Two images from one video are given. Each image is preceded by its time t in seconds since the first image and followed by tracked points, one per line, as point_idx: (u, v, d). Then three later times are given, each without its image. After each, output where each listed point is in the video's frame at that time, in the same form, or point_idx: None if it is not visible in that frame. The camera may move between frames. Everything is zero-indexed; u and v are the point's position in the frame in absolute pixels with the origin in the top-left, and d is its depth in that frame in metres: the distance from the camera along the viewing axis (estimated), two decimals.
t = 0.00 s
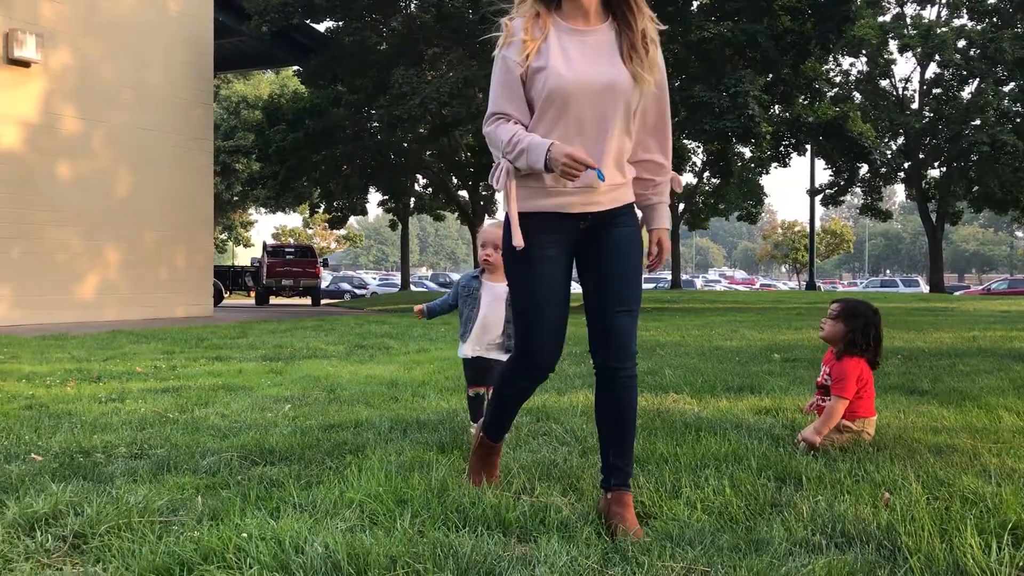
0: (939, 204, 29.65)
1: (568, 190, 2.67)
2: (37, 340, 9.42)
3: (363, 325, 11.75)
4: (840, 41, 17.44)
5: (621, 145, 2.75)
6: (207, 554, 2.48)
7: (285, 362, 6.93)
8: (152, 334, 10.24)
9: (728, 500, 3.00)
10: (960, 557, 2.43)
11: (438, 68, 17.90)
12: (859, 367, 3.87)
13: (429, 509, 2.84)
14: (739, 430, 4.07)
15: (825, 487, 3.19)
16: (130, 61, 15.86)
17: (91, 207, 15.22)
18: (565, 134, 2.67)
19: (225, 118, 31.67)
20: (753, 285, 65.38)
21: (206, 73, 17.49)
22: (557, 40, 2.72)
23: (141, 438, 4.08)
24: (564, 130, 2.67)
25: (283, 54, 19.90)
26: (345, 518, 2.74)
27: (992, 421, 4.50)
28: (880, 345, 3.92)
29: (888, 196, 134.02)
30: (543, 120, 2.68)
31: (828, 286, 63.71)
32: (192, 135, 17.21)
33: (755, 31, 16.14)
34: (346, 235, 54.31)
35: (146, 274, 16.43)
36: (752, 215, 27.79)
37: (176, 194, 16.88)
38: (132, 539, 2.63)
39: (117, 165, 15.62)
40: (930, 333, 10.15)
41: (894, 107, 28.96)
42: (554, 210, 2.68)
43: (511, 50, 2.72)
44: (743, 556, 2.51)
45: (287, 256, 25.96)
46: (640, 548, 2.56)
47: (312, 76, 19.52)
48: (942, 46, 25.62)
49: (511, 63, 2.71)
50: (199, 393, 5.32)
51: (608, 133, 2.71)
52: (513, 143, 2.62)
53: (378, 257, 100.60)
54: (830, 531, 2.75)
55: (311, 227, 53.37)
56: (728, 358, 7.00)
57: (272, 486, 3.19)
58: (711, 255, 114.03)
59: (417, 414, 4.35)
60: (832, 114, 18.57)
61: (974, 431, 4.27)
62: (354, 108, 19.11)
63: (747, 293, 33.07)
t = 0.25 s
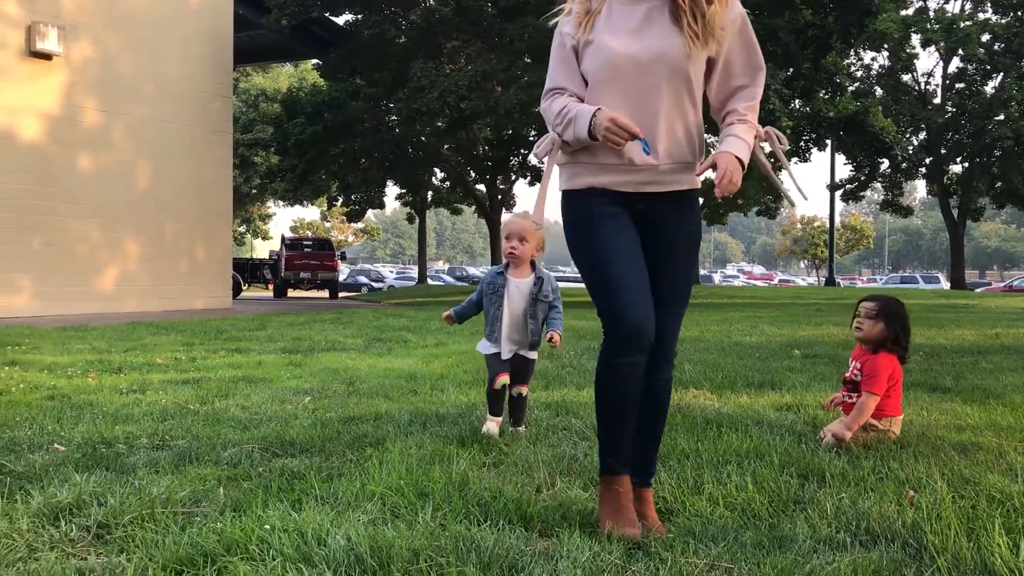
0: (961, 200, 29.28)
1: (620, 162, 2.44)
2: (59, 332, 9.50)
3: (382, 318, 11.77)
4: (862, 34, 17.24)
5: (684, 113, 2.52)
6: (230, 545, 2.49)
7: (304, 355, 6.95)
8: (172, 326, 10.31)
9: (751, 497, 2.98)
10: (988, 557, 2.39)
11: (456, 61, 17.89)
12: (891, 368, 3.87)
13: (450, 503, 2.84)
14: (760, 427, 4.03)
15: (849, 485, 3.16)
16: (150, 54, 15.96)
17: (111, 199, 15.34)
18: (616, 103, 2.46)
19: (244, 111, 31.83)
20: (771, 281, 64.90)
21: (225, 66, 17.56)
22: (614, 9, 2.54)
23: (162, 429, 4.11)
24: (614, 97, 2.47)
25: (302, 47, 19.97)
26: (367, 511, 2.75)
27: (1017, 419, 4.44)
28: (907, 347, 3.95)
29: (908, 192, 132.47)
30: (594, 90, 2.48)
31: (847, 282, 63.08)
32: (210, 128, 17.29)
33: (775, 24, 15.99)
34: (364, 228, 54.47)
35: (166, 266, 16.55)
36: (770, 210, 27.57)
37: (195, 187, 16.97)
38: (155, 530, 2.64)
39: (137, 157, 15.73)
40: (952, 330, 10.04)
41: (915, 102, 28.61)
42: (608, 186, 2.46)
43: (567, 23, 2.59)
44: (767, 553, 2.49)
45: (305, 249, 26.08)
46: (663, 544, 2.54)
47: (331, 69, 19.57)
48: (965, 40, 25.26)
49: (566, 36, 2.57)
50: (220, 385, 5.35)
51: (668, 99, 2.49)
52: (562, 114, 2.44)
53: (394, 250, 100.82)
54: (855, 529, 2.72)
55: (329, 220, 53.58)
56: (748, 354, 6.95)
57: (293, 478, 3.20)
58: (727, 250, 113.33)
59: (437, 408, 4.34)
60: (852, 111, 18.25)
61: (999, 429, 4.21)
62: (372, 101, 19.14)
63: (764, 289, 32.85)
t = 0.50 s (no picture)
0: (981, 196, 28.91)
1: (670, 154, 2.30)
2: (78, 323, 9.57)
3: (397, 313, 11.78)
4: (882, 28, 17.05)
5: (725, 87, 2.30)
6: (250, 538, 2.49)
7: (320, 348, 6.97)
8: (190, 319, 10.36)
9: (773, 494, 2.95)
10: (1013, 556, 2.36)
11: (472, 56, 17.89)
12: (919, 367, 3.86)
13: (469, 498, 2.84)
14: (780, 424, 4.00)
15: (870, 483, 3.12)
16: (167, 49, 16.03)
17: (129, 193, 15.45)
18: (663, 92, 2.35)
19: (260, 105, 31.95)
20: (787, 277, 64.43)
21: (243, 61, 17.62)
22: None
23: (180, 421, 4.13)
24: (662, 86, 2.35)
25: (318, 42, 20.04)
26: (386, 505, 2.76)
27: None
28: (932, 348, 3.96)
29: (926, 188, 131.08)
30: (643, 80, 2.40)
31: (865, 279, 62.44)
32: (227, 122, 17.35)
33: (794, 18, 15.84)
34: (378, 222, 54.57)
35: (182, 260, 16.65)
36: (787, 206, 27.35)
37: (212, 181, 17.05)
38: (176, 523, 2.65)
39: (154, 151, 15.83)
40: (973, 328, 9.91)
41: (935, 97, 28.27)
42: (663, 184, 2.29)
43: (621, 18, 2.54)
44: (789, 551, 2.46)
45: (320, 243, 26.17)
46: (684, 541, 2.53)
47: (347, 63, 19.60)
48: (986, 35, 24.93)
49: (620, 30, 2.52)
50: (237, 378, 5.37)
51: (717, 81, 2.30)
52: (610, 108, 2.41)
53: (408, 245, 101.02)
54: (878, 527, 2.69)
55: (343, 214, 53.73)
56: (766, 350, 6.91)
57: (312, 472, 3.21)
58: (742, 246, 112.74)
59: (454, 402, 4.33)
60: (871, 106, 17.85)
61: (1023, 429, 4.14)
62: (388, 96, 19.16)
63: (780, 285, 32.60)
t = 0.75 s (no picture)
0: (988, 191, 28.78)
1: (706, 139, 2.17)
2: (85, 317, 9.61)
3: (403, 307, 11.80)
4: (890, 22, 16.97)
5: (769, 63, 2.13)
6: (258, 532, 2.50)
7: (327, 342, 6.98)
8: (197, 313, 10.39)
9: (780, 488, 2.94)
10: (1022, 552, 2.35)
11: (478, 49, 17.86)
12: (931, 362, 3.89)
13: (476, 492, 2.84)
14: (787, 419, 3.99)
15: (878, 478, 3.11)
16: (173, 42, 16.03)
17: (135, 187, 15.46)
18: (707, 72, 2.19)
19: (266, 100, 31.95)
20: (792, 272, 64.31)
21: (248, 55, 17.61)
22: None
23: (188, 415, 4.14)
24: (704, 65, 2.21)
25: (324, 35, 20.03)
26: (393, 499, 2.77)
27: None
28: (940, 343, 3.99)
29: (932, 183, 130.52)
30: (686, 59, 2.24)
31: (871, 274, 62.28)
32: (233, 116, 17.34)
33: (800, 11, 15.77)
34: (383, 216, 54.61)
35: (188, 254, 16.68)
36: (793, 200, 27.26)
37: (218, 175, 17.06)
38: (183, 516, 2.66)
39: (160, 145, 15.84)
40: (980, 323, 9.88)
41: (942, 91, 28.14)
42: (692, 168, 2.19)
43: None
44: (797, 545, 2.46)
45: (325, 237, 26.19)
46: (692, 537, 2.52)
47: (353, 57, 19.59)
48: (995, 29, 24.79)
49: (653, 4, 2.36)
50: (244, 372, 5.38)
51: (761, 57, 2.13)
52: (655, 86, 2.23)
53: (412, 239, 101.09)
54: (886, 523, 2.68)
55: (348, 208, 53.80)
56: (771, 345, 6.90)
57: (319, 465, 3.22)
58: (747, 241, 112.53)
59: (460, 396, 4.34)
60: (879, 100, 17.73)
61: None
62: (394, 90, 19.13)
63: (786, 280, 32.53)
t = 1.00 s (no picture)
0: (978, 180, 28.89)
1: (735, 121, 2.11)
2: (76, 309, 9.57)
3: (395, 297, 11.78)
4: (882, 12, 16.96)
5: (805, 44, 2.00)
6: (250, 522, 2.50)
7: (319, 333, 6.97)
8: (188, 304, 10.36)
9: (770, 476, 2.96)
10: (1012, 539, 2.37)
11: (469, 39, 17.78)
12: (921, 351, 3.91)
13: (468, 481, 2.84)
14: (778, 407, 4.01)
15: (868, 465, 3.13)
16: (163, 33, 15.89)
17: (126, 178, 15.37)
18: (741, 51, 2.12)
19: (257, 91, 31.75)
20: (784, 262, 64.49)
21: (239, 45, 17.49)
22: None
23: (179, 405, 4.12)
24: (739, 47, 2.13)
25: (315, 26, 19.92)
26: (385, 488, 2.77)
27: None
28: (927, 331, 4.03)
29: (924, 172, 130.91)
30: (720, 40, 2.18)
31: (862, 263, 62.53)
32: (224, 107, 17.23)
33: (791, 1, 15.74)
34: (375, 207, 54.46)
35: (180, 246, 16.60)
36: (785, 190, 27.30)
37: (209, 166, 16.97)
38: (175, 506, 2.65)
39: (151, 136, 15.74)
40: (970, 311, 9.94)
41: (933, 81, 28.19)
42: (724, 151, 2.13)
43: None
44: (788, 533, 2.47)
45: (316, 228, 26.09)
46: (683, 524, 2.53)
47: (344, 47, 19.49)
48: (985, 18, 24.82)
49: None
50: (235, 363, 5.37)
51: (799, 33, 2.01)
52: (688, 68, 2.18)
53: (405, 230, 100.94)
54: (875, 509, 2.70)
55: (340, 199, 53.64)
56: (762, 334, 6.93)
57: (311, 455, 3.22)
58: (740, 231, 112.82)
59: (452, 386, 4.34)
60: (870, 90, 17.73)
61: (1020, 412, 4.13)
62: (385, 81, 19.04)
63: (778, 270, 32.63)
